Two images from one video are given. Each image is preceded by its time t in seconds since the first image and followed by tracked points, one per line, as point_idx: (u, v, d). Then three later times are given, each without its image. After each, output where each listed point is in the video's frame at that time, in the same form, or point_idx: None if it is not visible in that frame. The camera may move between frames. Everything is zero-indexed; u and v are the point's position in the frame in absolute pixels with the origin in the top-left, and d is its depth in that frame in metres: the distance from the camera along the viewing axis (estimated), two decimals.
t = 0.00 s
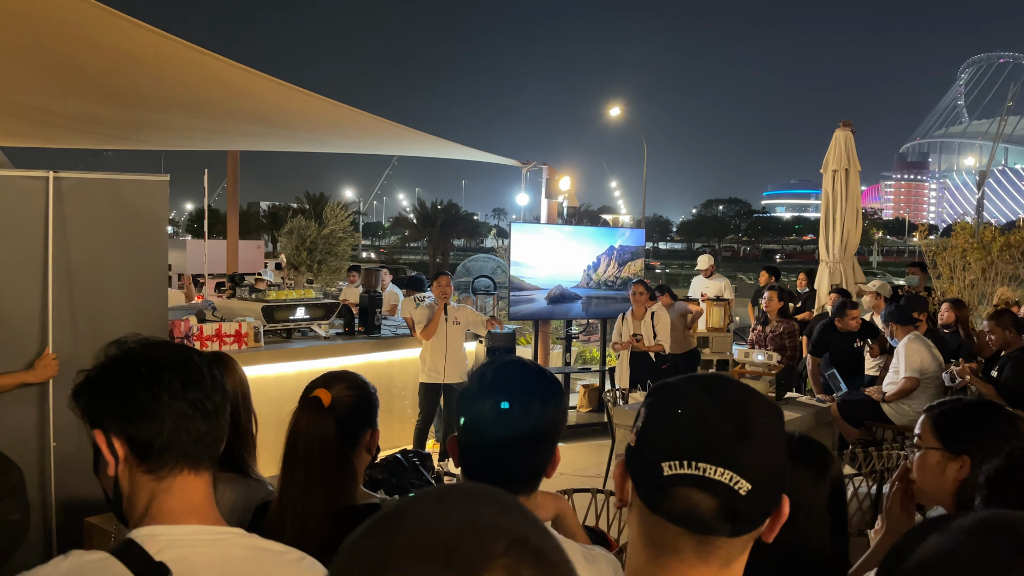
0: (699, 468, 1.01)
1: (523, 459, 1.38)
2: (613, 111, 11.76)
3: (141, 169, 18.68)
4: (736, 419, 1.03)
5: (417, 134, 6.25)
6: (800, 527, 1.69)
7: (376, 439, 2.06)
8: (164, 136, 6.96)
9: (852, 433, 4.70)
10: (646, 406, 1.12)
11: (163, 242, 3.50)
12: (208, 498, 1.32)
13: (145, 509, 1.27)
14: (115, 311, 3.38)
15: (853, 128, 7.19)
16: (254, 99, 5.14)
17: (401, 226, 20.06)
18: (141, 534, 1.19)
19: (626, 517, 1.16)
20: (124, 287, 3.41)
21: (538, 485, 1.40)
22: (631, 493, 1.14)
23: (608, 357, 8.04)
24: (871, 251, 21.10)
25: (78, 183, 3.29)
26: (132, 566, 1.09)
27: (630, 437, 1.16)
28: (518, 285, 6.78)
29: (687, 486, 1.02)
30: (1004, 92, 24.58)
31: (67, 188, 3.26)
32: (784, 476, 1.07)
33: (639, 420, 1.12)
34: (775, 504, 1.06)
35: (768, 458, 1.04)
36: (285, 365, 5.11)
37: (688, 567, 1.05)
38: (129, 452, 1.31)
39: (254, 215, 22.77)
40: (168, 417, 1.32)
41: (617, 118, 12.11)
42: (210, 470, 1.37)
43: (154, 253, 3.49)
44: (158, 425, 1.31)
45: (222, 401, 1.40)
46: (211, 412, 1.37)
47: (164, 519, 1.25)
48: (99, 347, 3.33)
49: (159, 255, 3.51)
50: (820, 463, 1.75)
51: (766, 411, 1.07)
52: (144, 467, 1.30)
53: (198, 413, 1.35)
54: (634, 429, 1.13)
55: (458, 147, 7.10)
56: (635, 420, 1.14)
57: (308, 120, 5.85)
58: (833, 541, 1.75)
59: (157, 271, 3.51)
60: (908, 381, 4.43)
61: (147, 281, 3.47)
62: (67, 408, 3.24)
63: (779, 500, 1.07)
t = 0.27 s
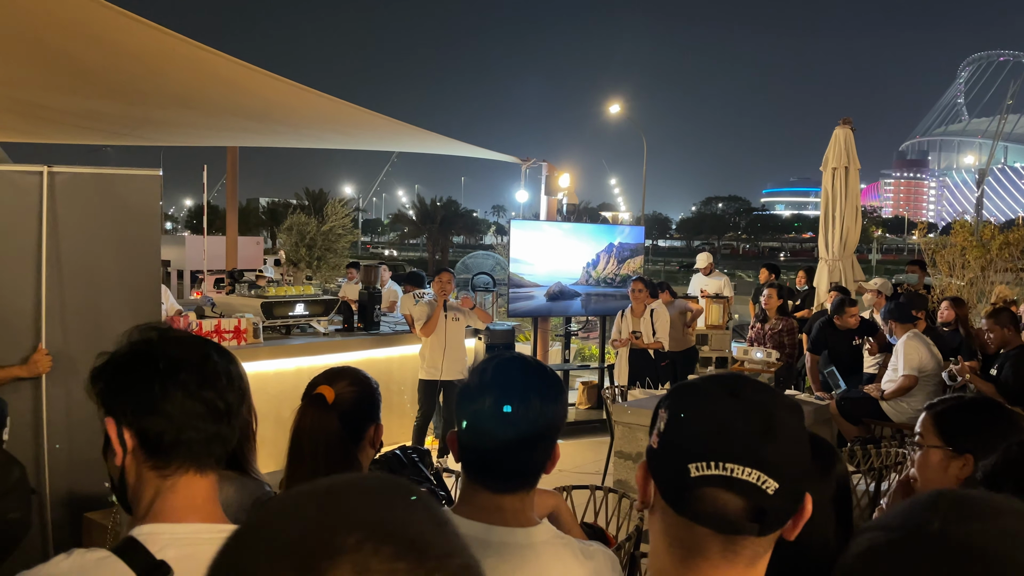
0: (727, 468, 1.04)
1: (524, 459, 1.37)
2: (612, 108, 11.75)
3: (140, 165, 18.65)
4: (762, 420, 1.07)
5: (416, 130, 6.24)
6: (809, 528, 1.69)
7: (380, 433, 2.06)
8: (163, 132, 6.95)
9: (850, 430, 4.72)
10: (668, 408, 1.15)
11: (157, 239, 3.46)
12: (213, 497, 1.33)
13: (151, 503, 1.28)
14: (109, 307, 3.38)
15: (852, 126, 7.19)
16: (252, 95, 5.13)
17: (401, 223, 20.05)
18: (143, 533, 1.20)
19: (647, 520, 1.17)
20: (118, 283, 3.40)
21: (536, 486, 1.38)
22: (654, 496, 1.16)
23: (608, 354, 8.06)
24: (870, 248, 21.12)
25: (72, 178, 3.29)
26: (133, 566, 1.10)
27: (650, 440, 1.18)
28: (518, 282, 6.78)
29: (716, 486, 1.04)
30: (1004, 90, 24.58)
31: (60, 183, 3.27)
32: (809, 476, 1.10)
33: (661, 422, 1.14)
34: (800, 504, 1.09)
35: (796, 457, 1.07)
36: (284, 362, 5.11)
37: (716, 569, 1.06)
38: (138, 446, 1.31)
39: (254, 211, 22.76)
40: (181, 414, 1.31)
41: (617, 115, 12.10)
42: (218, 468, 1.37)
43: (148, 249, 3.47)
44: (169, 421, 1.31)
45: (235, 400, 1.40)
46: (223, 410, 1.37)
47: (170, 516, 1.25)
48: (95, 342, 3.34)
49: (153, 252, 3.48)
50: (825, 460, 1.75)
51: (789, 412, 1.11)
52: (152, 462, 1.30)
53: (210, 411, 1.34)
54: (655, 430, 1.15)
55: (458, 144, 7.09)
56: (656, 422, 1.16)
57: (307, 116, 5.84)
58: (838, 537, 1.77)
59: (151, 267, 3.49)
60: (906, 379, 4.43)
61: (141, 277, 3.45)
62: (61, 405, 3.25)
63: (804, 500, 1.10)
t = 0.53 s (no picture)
0: (753, 470, 1.03)
1: (524, 461, 1.37)
2: (612, 106, 11.73)
3: (138, 161, 18.59)
4: (791, 421, 1.06)
5: (416, 128, 6.23)
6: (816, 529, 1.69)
7: (390, 431, 2.03)
8: (162, 128, 6.92)
9: (848, 429, 4.72)
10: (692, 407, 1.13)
11: (152, 234, 3.48)
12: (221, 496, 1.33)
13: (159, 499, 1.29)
14: (106, 305, 3.37)
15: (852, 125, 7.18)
16: (251, 91, 5.11)
17: (399, 220, 20.03)
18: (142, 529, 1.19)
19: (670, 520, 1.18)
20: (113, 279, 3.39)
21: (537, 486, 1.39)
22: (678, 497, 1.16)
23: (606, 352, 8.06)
24: (868, 248, 21.16)
25: (69, 174, 3.28)
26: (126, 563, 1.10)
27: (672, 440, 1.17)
28: (516, 280, 6.78)
29: (741, 488, 1.04)
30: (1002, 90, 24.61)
31: (58, 179, 3.26)
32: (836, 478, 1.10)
33: (686, 423, 1.13)
34: (826, 505, 1.09)
35: (824, 460, 1.07)
36: (283, 359, 5.10)
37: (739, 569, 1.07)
38: (151, 442, 1.31)
39: (252, 208, 22.73)
40: (191, 415, 1.30)
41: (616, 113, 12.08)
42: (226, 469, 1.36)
43: (143, 245, 3.47)
44: (179, 420, 1.30)
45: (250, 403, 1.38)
46: (236, 414, 1.34)
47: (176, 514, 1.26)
48: (92, 339, 3.33)
49: (149, 248, 3.49)
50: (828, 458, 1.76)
51: (815, 413, 1.11)
52: (160, 458, 1.31)
53: (221, 414, 1.33)
54: (679, 431, 1.14)
55: (458, 141, 7.08)
56: (681, 422, 1.15)
57: (306, 113, 5.82)
58: (844, 535, 1.77)
59: (149, 266, 3.48)
60: (905, 379, 4.43)
61: (137, 273, 3.45)
62: (57, 402, 3.24)
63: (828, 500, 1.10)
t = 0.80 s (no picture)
0: (768, 481, 1.03)
1: (528, 457, 1.36)
2: (611, 105, 11.72)
3: (136, 159, 18.56)
4: (806, 431, 1.06)
5: (415, 126, 6.22)
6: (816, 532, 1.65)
7: (404, 428, 2.09)
8: (161, 125, 6.91)
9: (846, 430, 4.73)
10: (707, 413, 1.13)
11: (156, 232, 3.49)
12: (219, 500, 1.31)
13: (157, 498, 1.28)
14: (107, 304, 3.39)
15: (851, 126, 7.19)
16: (250, 90, 5.10)
17: (398, 219, 20.03)
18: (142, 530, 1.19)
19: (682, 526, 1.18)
20: (117, 278, 3.42)
21: (537, 485, 1.38)
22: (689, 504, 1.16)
23: (605, 352, 8.06)
24: (866, 248, 21.19)
25: (71, 172, 3.30)
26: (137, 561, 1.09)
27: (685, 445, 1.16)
28: (515, 279, 6.77)
29: (753, 497, 1.04)
30: (1000, 91, 24.65)
31: (60, 178, 3.28)
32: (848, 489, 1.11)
33: (700, 431, 1.12)
34: (839, 517, 1.09)
35: (839, 472, 1.07)
36: (282, 358, 5.09)
37: None
38: (152, 440, 1.30)
39: (250, 206, 22.70)
40: (193, 415, 1.28)
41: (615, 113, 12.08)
42: (226, 473, 1.34)
43: (147, 245, 3.49)
44: (179, 420, 1.28)
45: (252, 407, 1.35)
46: (237, 417, 1.32)
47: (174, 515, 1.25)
48: (93, 337, 3.35)
49: (152, 247, 3.51)
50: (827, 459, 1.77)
51: (829, 423, 1.11)
52: (160, 458, 1.29)
53: (222, 417, 1.31)
54: (694, 438, 1.13)
55: (457, 140, 7.07)
56: (695, 430, 1.14)
57: (305, 111, 5.81)
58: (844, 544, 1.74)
59: (151, 266, 3.50)
60: (903, 379, 4.43)
61: (141, 273, 3.48)
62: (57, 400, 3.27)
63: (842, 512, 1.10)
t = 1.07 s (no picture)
0: (727, 471, 1.04)
1: (529, 457, 1.35)
2: (612, 106, 11.73)
3: (136, 158, 18.58)
4: (778, 427, 1.04)
5: (416, 127, 6.23)
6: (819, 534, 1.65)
7: (412, 428, 2.10)
8: (162, 125, 6.92)
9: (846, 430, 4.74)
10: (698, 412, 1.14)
11: (161, 233, 3.58)
12: (217, 502, 1.30)
13: (156, 497, 1.27)
14: (111, 302, 3.49)
15: (851, 127, 7.19)
16: (252, 90, 5.12)
17: (398, 219, 20.06)
18: (144, 528, 1.19)
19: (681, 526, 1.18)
20: (123, 277, 3.51)
21: (541, 486, 1.38)
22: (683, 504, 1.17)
23: (604, 353, 8.06)
24: (866, 249, 21.18)
25: (80, 171, 3.39)
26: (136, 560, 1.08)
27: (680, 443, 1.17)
28: (516, 279, 6.78)
29: (716, 488, 1.05)
30: (1000, 92, 24.66)
31: (69, 177, 3.37)
32: (836, 493, 1.06)
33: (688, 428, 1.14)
34: (821, 520, 1.05)
35: (815, 472, 1.03)
36: (282, 357, 5.10)
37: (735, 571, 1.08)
38: (154, 439, 1.29)
39: (251, 206, 22.74)
40: (195, 417, 1.27)
41: (616, 113, 12.09)
42: (226, 477, 1.32)
43: (153, 246, 3.57)
44: (181, 421, 1.27)
45: (256, 412, 1.34)
46: (239, 422, 1.31)
47: (171, 514, 1.24)
48: (98, 335, 3.45)
49: (158, 247, 3.59)
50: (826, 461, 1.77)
51: (818, 423, 1.07)
52: (162, 459, 1.28)
53: (224, 420, 1.29)
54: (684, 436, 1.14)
55: (458, 140, 7.08)
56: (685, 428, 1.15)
57: (306, 111, 5.83)
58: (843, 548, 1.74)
59: (155, 265, 3.58)
60: (903, 380, 4.44)
61: (147, 273, 3.56)
62: (60, 394, 3.37)
63: (827, 514, 1.06)
